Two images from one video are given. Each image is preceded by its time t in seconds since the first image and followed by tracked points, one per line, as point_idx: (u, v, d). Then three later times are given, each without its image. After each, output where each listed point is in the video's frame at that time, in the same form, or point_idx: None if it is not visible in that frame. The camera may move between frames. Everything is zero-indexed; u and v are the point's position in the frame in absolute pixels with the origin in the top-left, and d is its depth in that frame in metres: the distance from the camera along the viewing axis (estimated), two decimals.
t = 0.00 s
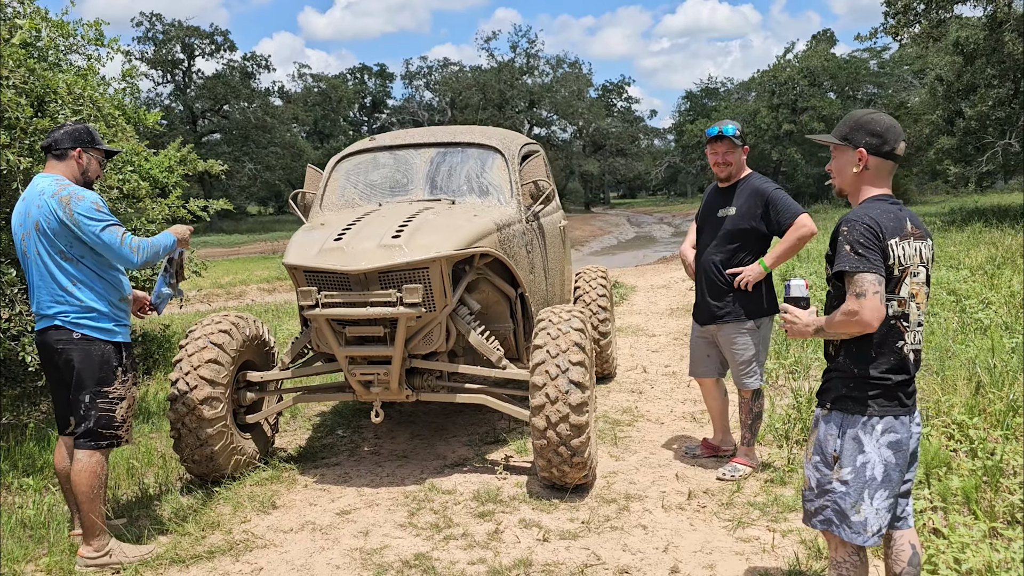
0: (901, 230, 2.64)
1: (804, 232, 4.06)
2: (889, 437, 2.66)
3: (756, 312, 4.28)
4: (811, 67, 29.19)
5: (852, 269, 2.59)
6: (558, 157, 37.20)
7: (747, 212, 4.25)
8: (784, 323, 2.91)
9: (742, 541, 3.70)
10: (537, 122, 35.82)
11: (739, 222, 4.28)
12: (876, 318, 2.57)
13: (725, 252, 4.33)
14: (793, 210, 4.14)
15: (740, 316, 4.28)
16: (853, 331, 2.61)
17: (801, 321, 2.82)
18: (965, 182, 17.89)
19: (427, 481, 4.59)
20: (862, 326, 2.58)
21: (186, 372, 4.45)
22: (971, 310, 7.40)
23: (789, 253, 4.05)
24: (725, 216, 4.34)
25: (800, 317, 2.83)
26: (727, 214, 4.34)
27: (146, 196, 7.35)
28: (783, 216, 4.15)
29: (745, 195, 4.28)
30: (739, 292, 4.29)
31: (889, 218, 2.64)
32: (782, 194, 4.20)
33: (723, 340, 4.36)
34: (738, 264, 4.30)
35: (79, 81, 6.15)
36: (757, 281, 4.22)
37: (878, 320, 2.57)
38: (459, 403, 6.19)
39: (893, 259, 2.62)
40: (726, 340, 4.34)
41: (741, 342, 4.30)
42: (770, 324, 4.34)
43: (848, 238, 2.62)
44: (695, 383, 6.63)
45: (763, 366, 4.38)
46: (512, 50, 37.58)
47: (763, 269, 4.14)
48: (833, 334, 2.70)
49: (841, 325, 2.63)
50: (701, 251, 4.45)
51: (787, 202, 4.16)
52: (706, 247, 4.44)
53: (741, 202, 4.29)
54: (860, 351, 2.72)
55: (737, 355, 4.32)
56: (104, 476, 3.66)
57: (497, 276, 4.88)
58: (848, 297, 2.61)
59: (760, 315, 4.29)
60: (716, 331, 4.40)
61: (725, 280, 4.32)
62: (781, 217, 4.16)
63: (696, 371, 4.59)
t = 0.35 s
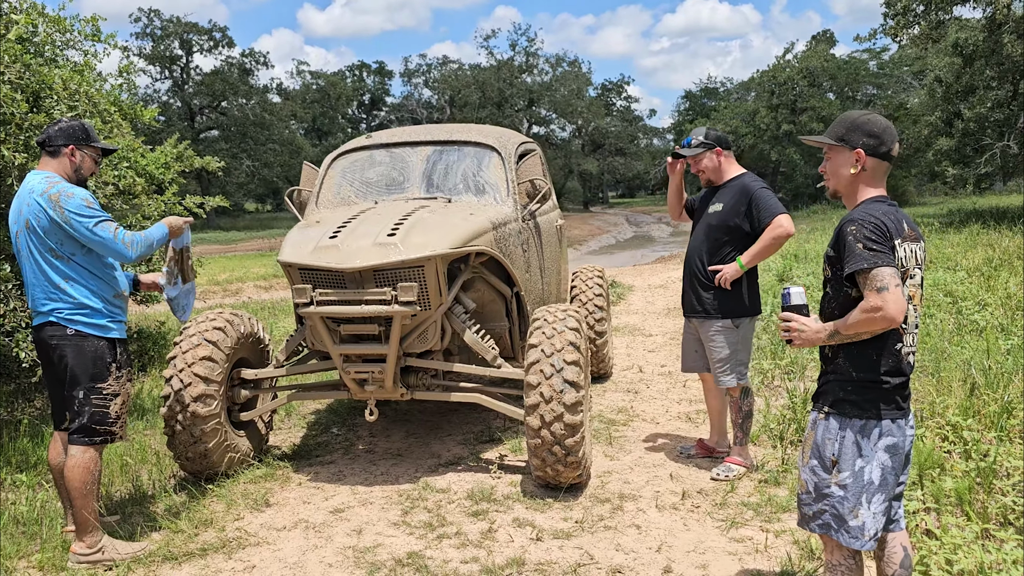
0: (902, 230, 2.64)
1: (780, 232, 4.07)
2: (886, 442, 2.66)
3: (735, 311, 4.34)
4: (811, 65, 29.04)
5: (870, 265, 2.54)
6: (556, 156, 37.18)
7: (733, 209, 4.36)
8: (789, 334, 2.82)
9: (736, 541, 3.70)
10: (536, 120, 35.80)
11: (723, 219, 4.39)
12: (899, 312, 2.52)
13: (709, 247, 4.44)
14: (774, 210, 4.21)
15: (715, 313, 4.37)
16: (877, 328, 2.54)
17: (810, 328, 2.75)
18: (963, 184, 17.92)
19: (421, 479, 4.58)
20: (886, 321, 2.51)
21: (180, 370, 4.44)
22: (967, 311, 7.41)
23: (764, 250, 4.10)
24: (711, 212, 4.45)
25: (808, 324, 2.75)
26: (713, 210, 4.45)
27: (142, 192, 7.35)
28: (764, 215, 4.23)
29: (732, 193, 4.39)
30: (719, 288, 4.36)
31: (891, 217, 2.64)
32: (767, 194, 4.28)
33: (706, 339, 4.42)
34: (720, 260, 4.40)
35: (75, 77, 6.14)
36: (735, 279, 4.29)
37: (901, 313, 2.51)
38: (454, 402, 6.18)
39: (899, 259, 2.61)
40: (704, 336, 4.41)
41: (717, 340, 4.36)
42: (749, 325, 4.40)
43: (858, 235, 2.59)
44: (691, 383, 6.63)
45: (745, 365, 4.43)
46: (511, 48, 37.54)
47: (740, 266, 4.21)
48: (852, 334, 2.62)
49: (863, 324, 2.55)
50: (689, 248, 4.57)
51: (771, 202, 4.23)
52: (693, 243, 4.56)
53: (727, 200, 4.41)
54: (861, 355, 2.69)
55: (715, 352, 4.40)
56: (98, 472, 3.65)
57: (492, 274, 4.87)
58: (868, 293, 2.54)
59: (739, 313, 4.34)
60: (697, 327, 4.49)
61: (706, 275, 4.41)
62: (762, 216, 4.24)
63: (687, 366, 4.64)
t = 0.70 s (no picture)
0: (907, 229, 2.62)
1: (758, 230, 4.11)
2: (890, 441, 2.65)
3: (717, 306, 4.39)
4: (807, 67, 29.60)
5: (859, 278, 2.55)
6: (553, 153, 37.14)
7: (717, 205, 4.41)
8: (765, 326, 2.85)
9: (728, 538, 3.70)
10: (532, 117, 35.74)
11: (708, 215, 4.45)
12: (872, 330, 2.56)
13: (694, 243, 4.50)
14: (755, 207, 4.23)
15: (697, 308, 4.43)
16: (847, 340, 2.60)
17: (786, 324, 2.78)
18: (957, 184, 17.97)
19: (414, 476, 4.57)
20: (857, 336, 2.57)
21: (172, 364, 4.41)
22: (961, 311, 7.42)
23: (742, 247, 4.15)
24: (698, 208, 4.51)
25: (785, 320, 2.78)
26: (700, 207, 4.50)
27: (136, 186, 7.31)
28: (745, 212, 4.26)
29: (718, 190, 4.44)
30: (702, 283, 4.42)
31: (895, 218, 2.61)
32: (751, 191, 4.31)
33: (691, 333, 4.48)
34: (704, 256, 4.46)
35: (68, 69, 6.11)
36: (717, 275, 4.34)
37: (873, 331, 2.56)
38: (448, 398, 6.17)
39: (902, 262, 2.60)
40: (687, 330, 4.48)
41: (700, 334, 4.43)
42: (733, 320, 4.44)
43: (858, 242, 2.57)
44: (685, 380, 6.63)
45: (728, 361, 4.47)
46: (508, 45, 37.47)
47: (719, 263, 4.26)
48: (824, 340, 2.68)
49: (834, 334, 2.61)
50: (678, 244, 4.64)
51: (753, 199, 4.26)
52: (681, 239, 4.63)
53: (713, 196, 4.46)
54: (864, 353, 2.67)
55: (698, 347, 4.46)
56: (88, 467, 3.64)
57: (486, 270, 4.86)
58: (847, 307, 2.58)
59: (720, 310, 4.39)
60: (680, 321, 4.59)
61: (691, 270, 4.48)
62: (743, 213, 4.27)
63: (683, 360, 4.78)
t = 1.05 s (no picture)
0: (909, 229, 2.60)
1: (745, 234, 4.10)
2: (891, 445, 2.64)
3: (707, 306, 4.39)
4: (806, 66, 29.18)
5: (847, 269, 2.55)
6: (551, 153, 37.12)
7: (709, 207, 4.41)
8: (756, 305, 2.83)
9: (723, 540, 3.70)
10: (531, 117, 35.72)
11: (699, 216, 4.45)
12: (842, 323, 2.55)
13: (686, 244, 4.51)
14: (744, 210, 4.23)
15: (687, 307, 4.43)
16: (817, 329, 2.59)
17: (773, 306, 2.75)
18: (955, 186, 17.99)
19: (409, 475, 4.56)
20: (825, 325, 2.56)
21: (167, 362, 4.40)
22: (957, 313, 7.43)
23: (730, 250, 4.15)
24: (691, 210, 4.51)
25: (774, 302, 2.75)
26: (692, 208, 4.51)
27: (132, 183, 7.30)
28: (734, 214, 4.25)
29: (711, 192, 4.44)
30: (692, 284, 4.42)
31: (894, 217, 2.60)
32: (742, 195, 4.31)
33: (686, 333, 4.49)
34: (695, 257, 4.47)
35: (65, 65, 6.09)
36: (706, 276, 4.34)
37: (843, 324, 2.54)
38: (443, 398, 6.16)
39: (902, 262, 2.59)
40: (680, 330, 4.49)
41: (692, 333, 4.44)
42: (724, 320, 4.43)
43: (856, 238, 2.57)
44: (681, 381, 6.62)
45: (719, 361, 4.46)
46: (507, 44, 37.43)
47: (708, 265, 4.25)
48: (800, 327, 2.66)
49: (807, 319, 2.61)
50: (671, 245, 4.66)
51: (743, 203, 4.26)
52: (675, 240, 4.64)
53: (705, 197, 4.46)
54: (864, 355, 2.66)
55: (692, 347, 4.46)
56: (80, 466, 3.64)
57: (483, 270, 4.85)
58: (826, 294, 2.58)
59: (710, 309, 4.39)
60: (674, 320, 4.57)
61: (682, 271, 4.48)
62: (732, 216, 4.27)
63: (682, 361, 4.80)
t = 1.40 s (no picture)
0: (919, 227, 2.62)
1: (742, 234, 4.10)
2: (898, 447, 2.64)
3: (711, 306, 4.39)
4: (808, 69, 29.37)
5: (890, 270, 2.50)
6: (555, 154, 37.10)
7: (709, 208, 4.42)
8: (785, 330, 2.76)
9: (728, 540, 3.70)
10: (535, 117, 35.72)
11: (701, 217, 4.46)
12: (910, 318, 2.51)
13: (688, 245, 4.52)
14: (743, 210, 4.24)
15: (691, 308, 4.44)
16: (884, 332, 2.52)
17: (808, 326, 2.69)
18: (959, 188, 17.93)
19: (414, 475, 4.57)
20: (894, 328, 2.49)
21: (173, 361, 4.41)
22: (962, 315, 7.41)
23: (728, 251, 4.15)
24: (692, 211, 4.53)
25: (806, 322, 2.70)
26: (694, 210, 4.52)
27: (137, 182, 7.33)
28: (732, 214, 4.26)
29: (712, 193, 4.45)
30: (694, 285, 4.43)
31: (906, 216, 2.60)
32: (741, 195, 4.32)
33: (690, 334, 4.48)
34: (697, 257, 4.48)
35: (71, 65, 6.12)
36: (707, 276, 4.35)
37: (910, 320, 2.49)
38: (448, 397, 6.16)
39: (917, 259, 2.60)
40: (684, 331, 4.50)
41: (696, 334, 4.44)
42: (727, 321, 4.43)
43: (879, 238, 2.55)
44: (685, 382, 6.62)
45: (722, 361, 4.45)
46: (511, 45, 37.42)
47: (708, 265, 4.26)
48: (857, 337, 2.60)
49: (868, 327, 2.54)
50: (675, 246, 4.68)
51: (742, 203, 4.26)
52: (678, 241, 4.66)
53: (706, 199, 4.48)
54: (873, 355, 2.65)
55: (697, 348, 4.45)
56: (85, 464, 3.66)
57: (488, 270, 4.86)
58: (880, 297, 2.51)
59: (713, 309, 4.39)
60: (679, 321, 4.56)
61: (684, 271, 4.50)
62: (730, 216, 4.28)
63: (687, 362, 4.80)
